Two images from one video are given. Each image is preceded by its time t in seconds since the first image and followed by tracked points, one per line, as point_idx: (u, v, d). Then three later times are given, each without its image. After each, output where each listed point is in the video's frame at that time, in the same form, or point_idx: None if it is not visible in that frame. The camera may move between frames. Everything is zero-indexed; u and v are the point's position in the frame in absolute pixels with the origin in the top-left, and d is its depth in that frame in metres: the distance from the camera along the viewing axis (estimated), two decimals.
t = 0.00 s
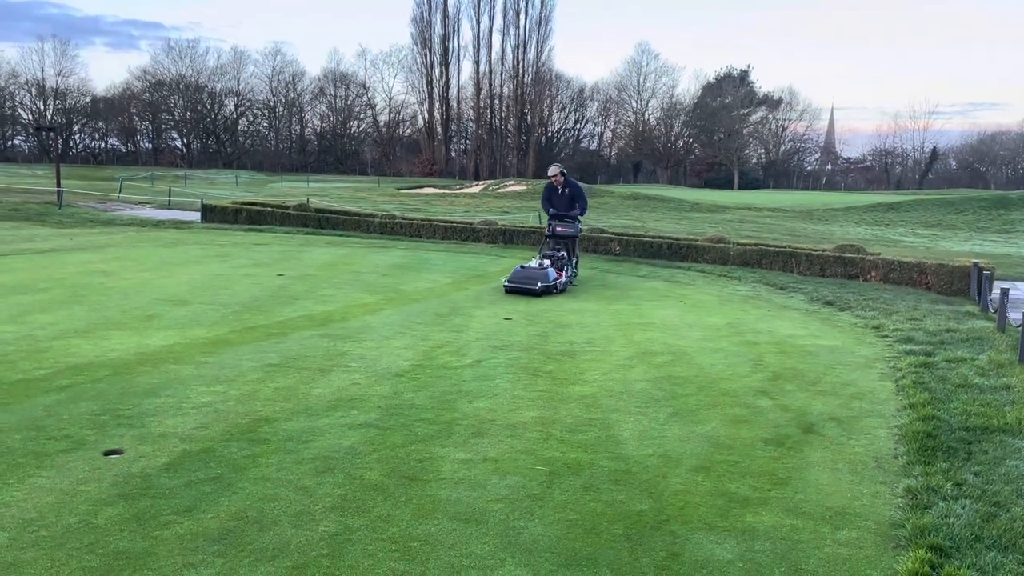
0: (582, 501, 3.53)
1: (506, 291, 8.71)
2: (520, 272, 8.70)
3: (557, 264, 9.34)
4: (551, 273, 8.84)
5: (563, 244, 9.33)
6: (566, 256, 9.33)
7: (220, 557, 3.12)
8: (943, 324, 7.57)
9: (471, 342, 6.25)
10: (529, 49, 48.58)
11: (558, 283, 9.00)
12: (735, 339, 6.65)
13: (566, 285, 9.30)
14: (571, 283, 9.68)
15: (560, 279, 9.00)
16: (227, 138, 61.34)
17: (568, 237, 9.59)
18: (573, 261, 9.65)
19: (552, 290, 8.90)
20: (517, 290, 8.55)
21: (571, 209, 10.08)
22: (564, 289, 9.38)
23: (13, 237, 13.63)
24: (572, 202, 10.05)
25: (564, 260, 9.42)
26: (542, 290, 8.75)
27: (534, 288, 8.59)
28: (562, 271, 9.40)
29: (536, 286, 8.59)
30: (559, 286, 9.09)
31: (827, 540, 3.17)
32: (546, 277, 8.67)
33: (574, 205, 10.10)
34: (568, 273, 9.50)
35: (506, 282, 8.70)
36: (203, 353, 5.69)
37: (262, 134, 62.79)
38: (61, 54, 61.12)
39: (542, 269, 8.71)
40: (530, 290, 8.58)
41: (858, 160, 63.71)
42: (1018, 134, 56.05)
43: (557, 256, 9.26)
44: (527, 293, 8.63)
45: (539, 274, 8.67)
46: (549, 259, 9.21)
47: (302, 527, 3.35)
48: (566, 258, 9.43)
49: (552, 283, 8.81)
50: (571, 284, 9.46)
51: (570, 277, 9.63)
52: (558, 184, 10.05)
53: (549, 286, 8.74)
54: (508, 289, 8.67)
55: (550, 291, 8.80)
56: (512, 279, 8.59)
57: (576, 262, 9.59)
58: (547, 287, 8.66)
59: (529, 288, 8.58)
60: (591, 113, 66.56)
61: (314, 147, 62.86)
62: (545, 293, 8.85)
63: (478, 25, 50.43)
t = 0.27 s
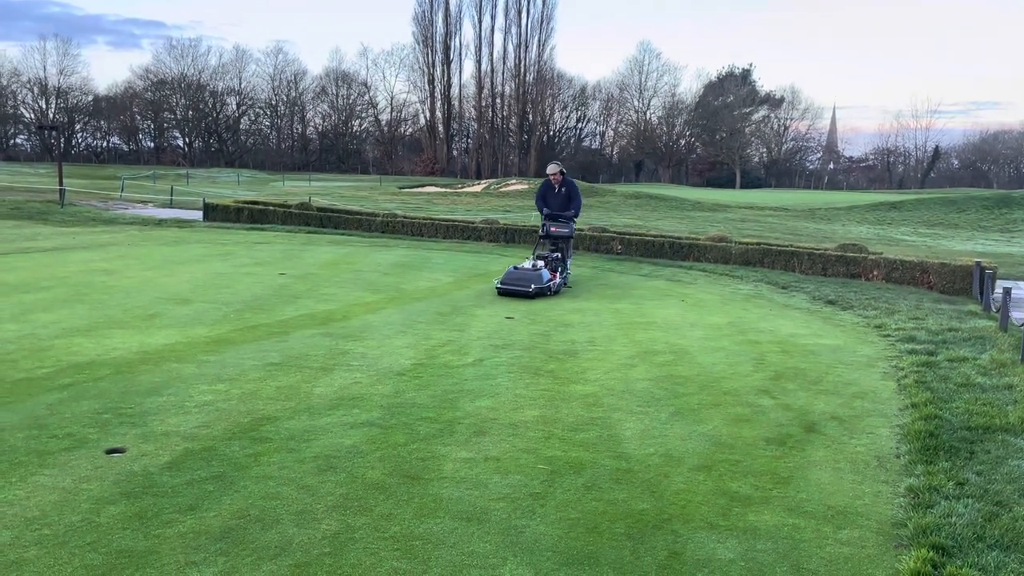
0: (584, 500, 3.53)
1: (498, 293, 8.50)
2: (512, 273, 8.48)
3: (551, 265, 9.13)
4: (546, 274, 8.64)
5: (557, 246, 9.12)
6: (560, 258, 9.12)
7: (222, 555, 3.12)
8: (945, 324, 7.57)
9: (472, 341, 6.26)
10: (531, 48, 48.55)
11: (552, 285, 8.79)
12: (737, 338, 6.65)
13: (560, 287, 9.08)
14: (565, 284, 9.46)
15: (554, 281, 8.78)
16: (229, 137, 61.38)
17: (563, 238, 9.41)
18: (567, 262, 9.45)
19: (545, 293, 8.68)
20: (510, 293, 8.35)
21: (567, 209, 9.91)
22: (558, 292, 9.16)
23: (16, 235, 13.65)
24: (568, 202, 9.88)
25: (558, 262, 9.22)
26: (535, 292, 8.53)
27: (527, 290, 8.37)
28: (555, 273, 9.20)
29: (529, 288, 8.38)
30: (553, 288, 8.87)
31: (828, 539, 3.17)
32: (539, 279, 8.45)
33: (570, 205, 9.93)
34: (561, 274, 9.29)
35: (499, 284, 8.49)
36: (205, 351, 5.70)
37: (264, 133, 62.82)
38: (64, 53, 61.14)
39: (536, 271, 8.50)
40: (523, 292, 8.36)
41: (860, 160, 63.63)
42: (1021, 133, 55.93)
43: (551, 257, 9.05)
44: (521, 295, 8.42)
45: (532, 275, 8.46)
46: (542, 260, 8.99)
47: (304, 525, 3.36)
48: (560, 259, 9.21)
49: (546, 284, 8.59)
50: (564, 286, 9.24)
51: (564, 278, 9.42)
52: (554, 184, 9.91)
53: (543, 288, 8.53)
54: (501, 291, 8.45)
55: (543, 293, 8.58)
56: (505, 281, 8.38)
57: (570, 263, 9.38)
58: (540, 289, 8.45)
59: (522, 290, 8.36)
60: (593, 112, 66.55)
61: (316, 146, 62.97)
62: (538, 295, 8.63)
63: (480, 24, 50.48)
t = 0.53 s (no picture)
0: (586, 499, 3.54)
1: (491, 295, 8.25)
2: (506, 274, 8.22)
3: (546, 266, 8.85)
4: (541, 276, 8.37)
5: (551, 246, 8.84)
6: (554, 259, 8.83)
7: (226, 553, 3.13)
8: (949, 323, 7.55)
9: (475, 340, 6.26)
10: (534, 47, 48.54)
11: (546, 287, 8.51)
12: (740, 337, 6.64)
13: (555, 289, 8.81)
14: (560, 286, 9.19)
15: (549, 283, 8.51)
16: (232, 136, 61.48)
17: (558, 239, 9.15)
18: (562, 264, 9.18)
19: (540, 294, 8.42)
20: (503, 295, 8.10)
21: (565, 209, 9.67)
22: (552, 294, 8.88)
23: (20, 234, 13.69)
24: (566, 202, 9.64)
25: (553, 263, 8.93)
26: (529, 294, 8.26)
27: (520, 292, 8.11)
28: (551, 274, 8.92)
29: (523, 290, 8.12)
30: (547, 290, 8.60)
31: (831, 538, 3.17)
32: (533, 280, 8.19)
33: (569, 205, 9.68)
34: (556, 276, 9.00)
35: (491, 286, 8.22)
36: (208, 350, 5.71)
37: (266, 133, 62.91)
38: (67, 52, 61.23)
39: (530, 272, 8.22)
40: (516, 294, 8.10)
41: (863, 159, 63.52)
42: None
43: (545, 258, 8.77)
44: (514, 297, 8.17)
45: (526, 277, 8.19)
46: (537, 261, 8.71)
47: (307, 524, 3.36)
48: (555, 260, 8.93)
49: (541, 286, 8.32)
50: (559, 288, 8.96)
51: (559, 279, 9.14)
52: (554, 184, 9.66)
53: (537, 290, 8.26)
54: (494, 293, 8.18)
55: (537, 295, 8.32)
56: (498, 283, 8.11)
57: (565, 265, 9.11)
58: (535, 291, 8.19)
59: (516, 292, 8.10)
60: (595, 111, 66.53)
61: (319, 146, 63.14)
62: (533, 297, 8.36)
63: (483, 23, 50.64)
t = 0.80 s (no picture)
0: (589, 498, 3.54)
1: (482, 298, 8.00)
2: (498, 277, 7.97)
3: (540, 268, 8.66)
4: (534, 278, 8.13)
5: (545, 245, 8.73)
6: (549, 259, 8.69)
7: (229, 552, 3.14)
8: (953, 322, 7.55)
9: (478, 340, 6.27)
10: (537, 46, 48.54)
11: (541, 289, 8.26)
12: (743, 337, 6.64)
13: (550, 291, 8.57)
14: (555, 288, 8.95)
15: (543, 285, 8.26)
16: (236, 136, 61.62)
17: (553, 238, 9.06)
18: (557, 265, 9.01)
19: (534, 297, 8.17)
20: (495, 299, 7.86)
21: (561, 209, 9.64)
22: (547, 296, 8.64)
23: (25, 234, 13.73)
24: (562, 203, 9.61)
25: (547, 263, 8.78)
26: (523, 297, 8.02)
27: (514, 295, 7.87)
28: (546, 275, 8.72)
29: (517, 294, 7.87)
30: (541, 292, 8.34)
31: (834, 538, 3.17)
32: (527, 283, 7.95)
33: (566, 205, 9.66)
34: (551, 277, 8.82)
35: (484, 289, 7.98)
36: (212, 350, 5.73)
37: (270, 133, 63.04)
38: (72, 53, 61.43)
39: (523, 275, 7.98)
40: (509, 298, 7.86)
41: (867, 158, 63.38)
42: None
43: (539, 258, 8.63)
44: (507, 301, 7.92)
45: (519, 279, 7.94)
46: (530, 263, 8.45)
47: (310, 523, 3.37)
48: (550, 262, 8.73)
49: (535, 289, 8.08)
50: (554, 290, 8.73)
51: (554, 281, 8.90)
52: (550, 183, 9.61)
53: (531, 293, 8.01)
54: (487, 297, 7.94)
55: (531, 297, 8.07)
56: (490, 286, 7.87)
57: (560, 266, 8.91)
58: (529, 294, 7.94)
59: (509, 296, 7.86)
60: (599, 110, 66.54)
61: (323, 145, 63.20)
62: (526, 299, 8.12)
63: (486, 23, 50.96)
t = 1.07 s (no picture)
0: (593, 498, 3.54)
1: (474, 299, 7.79)
2: (491, 278, 7.75)
3: (535, 270, 8.46)
4: (528, 280, 7.90)
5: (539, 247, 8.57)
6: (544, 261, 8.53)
7: (233, 551, 3.15)
8: (958, 322, 7.53)
9: (482, 339, 6.27)
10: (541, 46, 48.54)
11: (535, 292, 8.02)
12: (747, 336, 6.63)
13: (545, 294, 8.33)
14: (551, 290, 8.71)
15: (537, 287, 8.02)
16: (241, 136, 61.72)
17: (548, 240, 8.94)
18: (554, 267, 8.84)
19: (527, 300, 7.93)
20: (487, 300, 7.65)
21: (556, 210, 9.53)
22: (542, 298, 8.40)
23: (31, 234, 13.77)
24: (557, 203, 9.49)
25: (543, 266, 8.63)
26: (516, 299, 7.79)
27: (506, 298, 7.65)
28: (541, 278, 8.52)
29: (509, 296, 7.65)
30: (535, 295, 8.10)
31: (838, 538, 3.16)
32: (520, 285, 7.71)
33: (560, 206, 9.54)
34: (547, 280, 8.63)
35: (476, 291, 7.76)
36: (217, 350, 5.74)
37: (274, 132, 63.14)
38: (77, 53, 61.60)
39: (517, 277, 7.75)
40: (502, 300, 7.64)
41: (872, 157, 63.17)
42: None
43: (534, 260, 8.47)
44: (499, 303, 7.70)
45: (513, 282, 7.72)
46: (525, 264, 8.23)
47: (315, 522, 3.38)
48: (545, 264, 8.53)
49: (529, 292, 7.84)
50: (550, 293, 8.49)
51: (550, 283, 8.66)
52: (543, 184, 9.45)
53: (525, 295, 7.78)
54: (479, 299, 7.72)
55: (525, 300, 7.83)
56: (482, 288, 7.65)
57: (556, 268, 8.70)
58: (522, 297, 7.71)
59: (502, 298, 7.63)
60: (603, 110, 66.52)
61: (327, 145, 63.25)
62: (520, 302, 7.89)
63: (490, 22, 50.93)
